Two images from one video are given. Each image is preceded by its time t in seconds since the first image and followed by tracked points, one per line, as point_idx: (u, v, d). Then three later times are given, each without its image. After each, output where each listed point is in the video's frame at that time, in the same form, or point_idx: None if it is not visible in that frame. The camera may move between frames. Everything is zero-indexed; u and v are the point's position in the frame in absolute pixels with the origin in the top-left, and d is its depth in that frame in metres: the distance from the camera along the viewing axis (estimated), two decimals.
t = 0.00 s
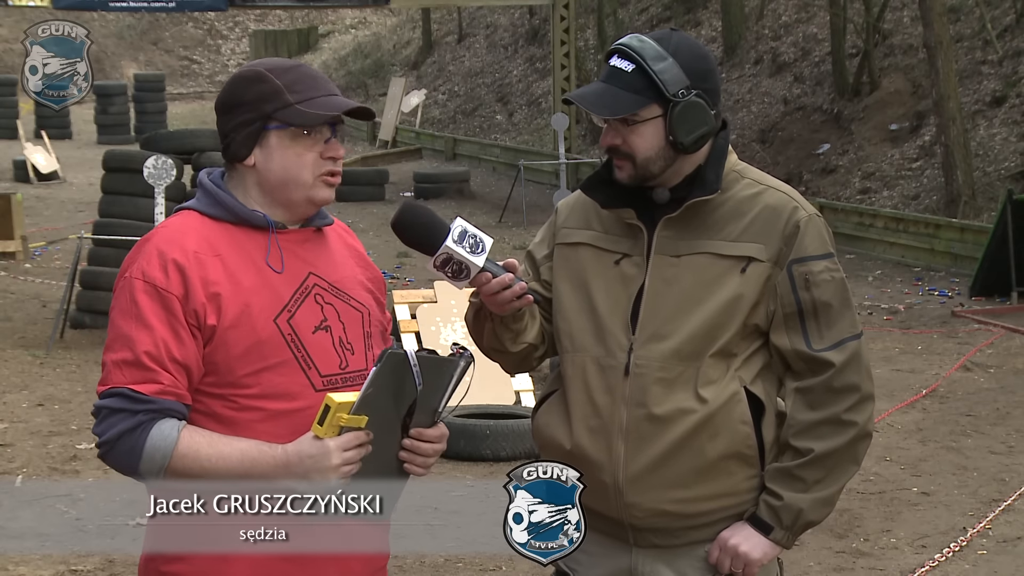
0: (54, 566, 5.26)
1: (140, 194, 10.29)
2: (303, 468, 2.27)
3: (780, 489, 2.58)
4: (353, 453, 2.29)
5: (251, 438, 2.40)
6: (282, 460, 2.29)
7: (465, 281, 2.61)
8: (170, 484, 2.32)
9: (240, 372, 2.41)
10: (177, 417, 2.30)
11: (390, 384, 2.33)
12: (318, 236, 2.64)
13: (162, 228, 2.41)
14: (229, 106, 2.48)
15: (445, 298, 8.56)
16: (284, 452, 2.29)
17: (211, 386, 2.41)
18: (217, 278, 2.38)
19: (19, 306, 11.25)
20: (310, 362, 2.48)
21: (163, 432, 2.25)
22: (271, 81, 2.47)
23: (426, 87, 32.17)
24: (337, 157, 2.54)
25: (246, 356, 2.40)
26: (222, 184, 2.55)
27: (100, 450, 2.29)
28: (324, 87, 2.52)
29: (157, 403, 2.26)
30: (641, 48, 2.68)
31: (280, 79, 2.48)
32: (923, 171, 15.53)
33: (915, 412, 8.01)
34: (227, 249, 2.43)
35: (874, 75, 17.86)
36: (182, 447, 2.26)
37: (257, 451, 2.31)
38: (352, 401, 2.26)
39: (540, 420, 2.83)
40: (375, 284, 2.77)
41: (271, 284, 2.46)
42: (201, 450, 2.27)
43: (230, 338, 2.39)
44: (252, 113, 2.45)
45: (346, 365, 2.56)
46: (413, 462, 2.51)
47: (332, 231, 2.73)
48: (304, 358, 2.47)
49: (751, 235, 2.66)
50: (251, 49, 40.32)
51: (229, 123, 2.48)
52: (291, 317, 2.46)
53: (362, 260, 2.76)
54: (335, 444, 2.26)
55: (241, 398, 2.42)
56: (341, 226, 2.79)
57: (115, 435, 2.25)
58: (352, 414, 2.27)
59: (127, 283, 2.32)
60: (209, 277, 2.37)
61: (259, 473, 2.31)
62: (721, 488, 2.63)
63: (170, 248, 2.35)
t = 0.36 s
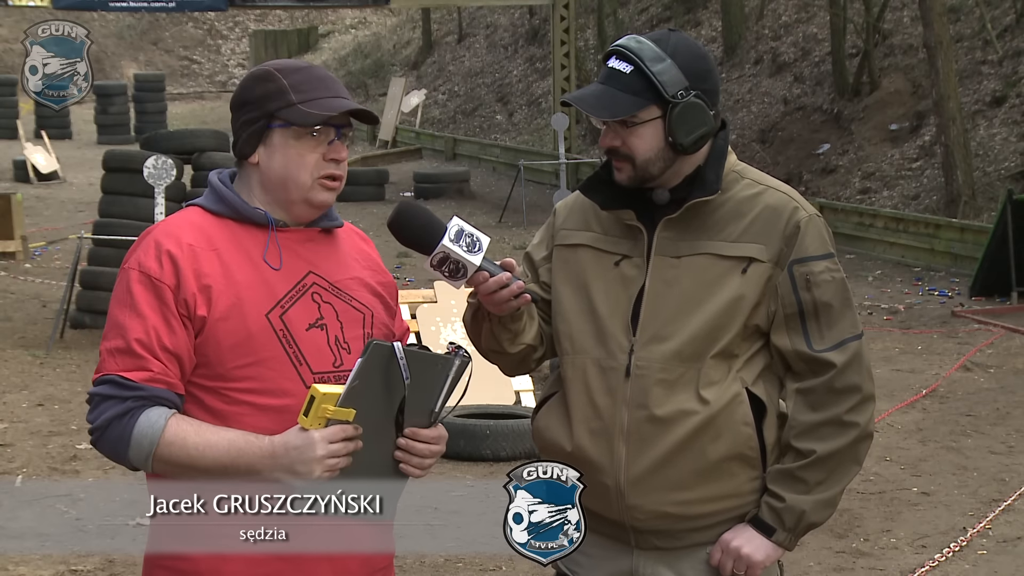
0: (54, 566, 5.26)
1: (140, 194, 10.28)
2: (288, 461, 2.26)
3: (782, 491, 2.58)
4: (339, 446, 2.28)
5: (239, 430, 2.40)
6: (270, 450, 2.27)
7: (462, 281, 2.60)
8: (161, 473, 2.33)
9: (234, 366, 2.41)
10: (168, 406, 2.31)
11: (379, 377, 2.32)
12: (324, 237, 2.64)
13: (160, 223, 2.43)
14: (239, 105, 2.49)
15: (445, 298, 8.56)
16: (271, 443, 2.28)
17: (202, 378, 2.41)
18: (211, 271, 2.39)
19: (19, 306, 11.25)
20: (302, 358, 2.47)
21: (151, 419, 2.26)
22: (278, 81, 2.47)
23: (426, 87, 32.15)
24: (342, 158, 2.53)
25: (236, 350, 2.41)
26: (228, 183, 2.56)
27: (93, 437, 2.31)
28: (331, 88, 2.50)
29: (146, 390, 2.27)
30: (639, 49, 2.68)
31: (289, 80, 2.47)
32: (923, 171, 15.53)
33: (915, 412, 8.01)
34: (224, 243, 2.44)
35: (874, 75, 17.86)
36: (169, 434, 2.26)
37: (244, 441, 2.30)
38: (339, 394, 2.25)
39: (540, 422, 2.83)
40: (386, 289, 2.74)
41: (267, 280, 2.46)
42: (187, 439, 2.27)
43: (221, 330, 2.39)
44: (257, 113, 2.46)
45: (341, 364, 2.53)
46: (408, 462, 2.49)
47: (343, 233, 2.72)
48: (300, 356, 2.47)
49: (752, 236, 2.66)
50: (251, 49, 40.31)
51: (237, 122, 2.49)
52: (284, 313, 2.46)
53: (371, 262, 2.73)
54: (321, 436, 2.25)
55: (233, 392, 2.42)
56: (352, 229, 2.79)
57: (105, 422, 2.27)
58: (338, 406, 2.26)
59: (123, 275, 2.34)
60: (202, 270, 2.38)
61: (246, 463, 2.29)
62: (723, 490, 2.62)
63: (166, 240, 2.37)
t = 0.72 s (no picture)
0: (54, 566, 5.26)
1: (140, 194, 10.28)
2: (279, 469, 2.26)
3: (780, 494, 2.58)
4: (329, 456, 2.27)
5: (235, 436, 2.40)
6: (261, 458, 2.27)
7: (461, 281, 2.60)
8: (156, 477, 2.34)
9: (229, 369, 2.41)
10: (163, 410, 2.32)
11: (371, 384, 2.31)
12: (326, 239, 2.63)
13: (159, 225, 2.43)
14: (249, 108, 2.48)
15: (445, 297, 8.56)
16: (262, 451, 2.29)
17: (199, 382, 2.42)
18: (208, 274, 2.39)
19: (19, 306, 11.25)
20: (298, 363, 2.47)
21: (144, 425, 2.27)
22: (291, 86, 2.46)
23: (426, 87, 32.15)
24: (351, 165, 2.53)
25: (233, 353, 2.41)
26: (231, 185, 2.56)
27: (88, 440, 2.32)
28: (346, 99, 2.50)
29: (140, 395, 2.28)
30: (639, 49, 2.68)
31: (298, 84, 2.47)
32: (923, 171, 15.53)
33: (915, 412, 8.01)
34: (222, 246, 2.44)
35: (874, 75, 17.86)
36: (162, 439, 2.27)
37: (237, 448, 2.30)
38: (328, 404, 2.24)
39: (541, 424, 2.83)
40: (388, 290, 2.74)
41: (264, 283, 2.46)
42: (179, 445, 2.28)
43: (216, 334, 2.39)
44: (263, 117, 2.45)
45: (337, 368, 2.52)
46: (402, 469, 2.49)
47: (346, 233, 2.71)
48: (297, 359, 2.47)
49: (751, 238, 2.66)
50: (250, 49, 40.33)
51: (247, 124, 2.48)
52: (280, 317, 2.46)
53: (375, 263, 2.73)
54: (310, 445, 2.25)
55: (229, 395, 2.42)
56: (356, 228, 2.79)
57: (99, 425, 2.29)
58: (329, 416, 2.25)
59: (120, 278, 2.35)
60: (199, 273, 2.38)
61: (238, 469, 2.29)
62: (722, 492, 2.62)
63: (163, 243, 2.37)
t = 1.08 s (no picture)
0: (54, 566, 5.26)
1: (140, 194, 10.27)
2: (286, 471, 2.27)
3: (780, 495, 2.58)
4: (338, 454, 2.28)
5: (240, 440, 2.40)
6: (266, 462, 2.28)
7: (460, 281, 2.60)
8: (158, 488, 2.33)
9: (229, 374, 2.41)
10: (164, 420, 2.31)
11: (374, 382, 2.33)
12: (315, 236, 2.63)
13: (152, 231, 2.42)
14: (227, 108, 2.47)
15: (445, 297, 8.56)
16: (268, 454, 2.29)
17: (199, 389, 2.41)
18: (204, 281, 2.38)
19: (19, 306, 11.25)
20: (298, 363, 2.47)
21: (148, 436, 2.26)
22: (272, 84, 2.46)
23: (426, 87, 32.15)
24: (334, 161, 2.55)
25: (232, 358, 2.40)
26: (217, 185, 2.55)
27: (91, 454, 2.31)
28: (325, 94, 2.52)
29: (142, 407, 2.27)
30: (640, 49, 2.67)
31: (282, 83, 2.47)
32: (923, 171, 15.53)
33: (915, 412, 8.01)
34: (216, 252, 2.43)
35: (874, 75, 17.86)
36: (166, 451, 2.26)
37: (243, 454, 2.31)
38: (335, 403, 2.26)
39: (541, 425, 2.83)
40: (375, 283, 2.76)
41: (261, 287, 2.46)
42: (185, 454, 2.28)
43: (215, 339, 2.39)
44: (250, 117, 2.44)
45: (336, 366, 2.54)
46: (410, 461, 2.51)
47: (330, 229, 2.71)
48: (296, 360, 2.47)
49: (752, 238, 2.66)
50: (250, 49, 40.34)
51: (227, 125, 2.46)
52: (278, 319, 2.46)
53: (362, 258, 2.75)
54: (319, 447, 2.25)
55: (231, 399, 2.42)
56: (341, 224, 2.78)
57: (102, 439, 2.28)
58: (334, 415, 2.27)
59: (114, 288, 2.33)
60: (195, 281, 2.37)
61: (245, 474, 2.30)
62: (721, 493, 2.62)
63: (156, 251, 2.35)
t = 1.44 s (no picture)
0: (54, 566, 5.26)
1: (140, 194, 10.25)
2: (297, 469, 2.28)
3: (778, 495, 2.58)
4: (350, 449, 2.30)
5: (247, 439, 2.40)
6: (277, 460, 2.29)
7: (459, 281, 2.60)
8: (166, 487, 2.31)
9: (233, 373, 2.40)
10: (172, 420, 2.30)
11: (384, 379, 2.34)
12: (310, 237, 2.64)
13: (155, 231, 2.41)
14: (222, 109, 2.46)
15: (445, 297, 8.57)
16: (279, 452, 2.30)
17: (203, 389, 2.40)
18: (209, 280, 2.38)
19: (19, 306, 11.25)
20: (304, 361, 2.48)
21: (160, 436, 2.25)
22: (266, 85, 2.46)
23: (426, 87, 32.16)
24: (330, 160, 2.55)
25: (237, 358, 2.40)
26: (214, 185, 2.54)
27: (96, 456, 2.29)
28: (319, 93, 2.52)
29: (152, 407, 2.26)
30: (639, 49, 2.67)
31: (276, 82, 2.47)
32: (923, 171, 15.53)
33: (915, 412, 8.01)
34: (219, 251, 2.42)
35: (874, 75, 17.86)
36: (177, 451, 2.26)
37: (252, 452, 2.31)
38: (347, 399, 2.27)
39: (540, 425, 2.83)
40: (367, 284, 2.77)
41: (264, 286, 2.46)
42: (197, 454, 2.27)
43: (221, 340, 2.38)
44: (247, 117, 2.44)
45: (340, 364, 2.56)
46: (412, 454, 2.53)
47: (322, 231, 2.73)
48: (298, 359, 2.47)
49: (750, 237, 2.66)
50: (250, 50, 40.35)
51: (224, 126, 2.46)
52: (283, 317, 2.46)
53: (353, 259, 2.76)
54: (332, 442, 2.26)
55: (237, 399, 2.42)
56: (332, 226, 2.80)
57: (111, 441, 2.25)
58: (346, 411, 2.27)
59: (118, 288, 2.31)
60: (201, 280, 2.36)
61: (254, 472, 2.31)
62: (720, 493, 2.62)
63: (161, 251, 2.34)
